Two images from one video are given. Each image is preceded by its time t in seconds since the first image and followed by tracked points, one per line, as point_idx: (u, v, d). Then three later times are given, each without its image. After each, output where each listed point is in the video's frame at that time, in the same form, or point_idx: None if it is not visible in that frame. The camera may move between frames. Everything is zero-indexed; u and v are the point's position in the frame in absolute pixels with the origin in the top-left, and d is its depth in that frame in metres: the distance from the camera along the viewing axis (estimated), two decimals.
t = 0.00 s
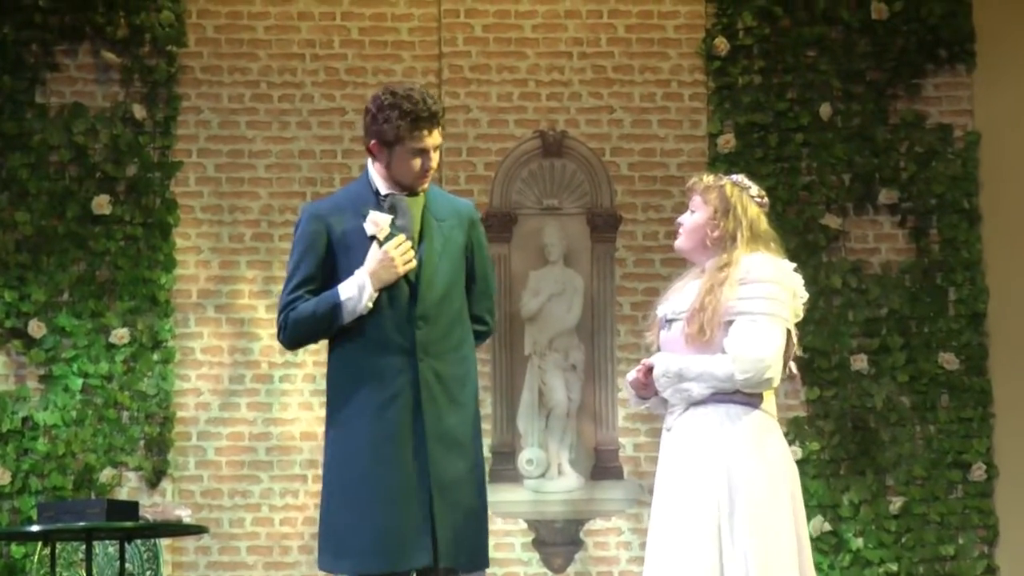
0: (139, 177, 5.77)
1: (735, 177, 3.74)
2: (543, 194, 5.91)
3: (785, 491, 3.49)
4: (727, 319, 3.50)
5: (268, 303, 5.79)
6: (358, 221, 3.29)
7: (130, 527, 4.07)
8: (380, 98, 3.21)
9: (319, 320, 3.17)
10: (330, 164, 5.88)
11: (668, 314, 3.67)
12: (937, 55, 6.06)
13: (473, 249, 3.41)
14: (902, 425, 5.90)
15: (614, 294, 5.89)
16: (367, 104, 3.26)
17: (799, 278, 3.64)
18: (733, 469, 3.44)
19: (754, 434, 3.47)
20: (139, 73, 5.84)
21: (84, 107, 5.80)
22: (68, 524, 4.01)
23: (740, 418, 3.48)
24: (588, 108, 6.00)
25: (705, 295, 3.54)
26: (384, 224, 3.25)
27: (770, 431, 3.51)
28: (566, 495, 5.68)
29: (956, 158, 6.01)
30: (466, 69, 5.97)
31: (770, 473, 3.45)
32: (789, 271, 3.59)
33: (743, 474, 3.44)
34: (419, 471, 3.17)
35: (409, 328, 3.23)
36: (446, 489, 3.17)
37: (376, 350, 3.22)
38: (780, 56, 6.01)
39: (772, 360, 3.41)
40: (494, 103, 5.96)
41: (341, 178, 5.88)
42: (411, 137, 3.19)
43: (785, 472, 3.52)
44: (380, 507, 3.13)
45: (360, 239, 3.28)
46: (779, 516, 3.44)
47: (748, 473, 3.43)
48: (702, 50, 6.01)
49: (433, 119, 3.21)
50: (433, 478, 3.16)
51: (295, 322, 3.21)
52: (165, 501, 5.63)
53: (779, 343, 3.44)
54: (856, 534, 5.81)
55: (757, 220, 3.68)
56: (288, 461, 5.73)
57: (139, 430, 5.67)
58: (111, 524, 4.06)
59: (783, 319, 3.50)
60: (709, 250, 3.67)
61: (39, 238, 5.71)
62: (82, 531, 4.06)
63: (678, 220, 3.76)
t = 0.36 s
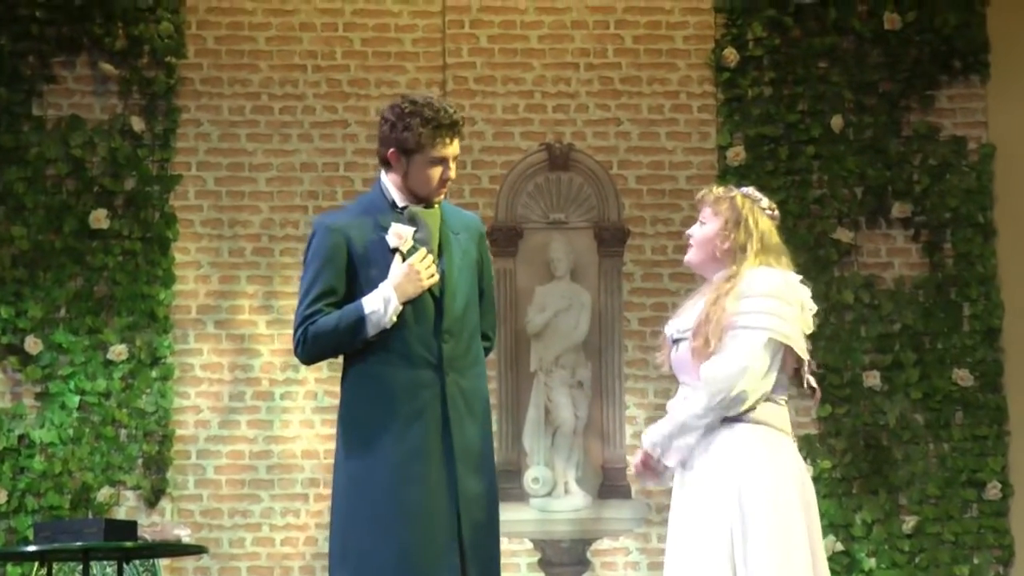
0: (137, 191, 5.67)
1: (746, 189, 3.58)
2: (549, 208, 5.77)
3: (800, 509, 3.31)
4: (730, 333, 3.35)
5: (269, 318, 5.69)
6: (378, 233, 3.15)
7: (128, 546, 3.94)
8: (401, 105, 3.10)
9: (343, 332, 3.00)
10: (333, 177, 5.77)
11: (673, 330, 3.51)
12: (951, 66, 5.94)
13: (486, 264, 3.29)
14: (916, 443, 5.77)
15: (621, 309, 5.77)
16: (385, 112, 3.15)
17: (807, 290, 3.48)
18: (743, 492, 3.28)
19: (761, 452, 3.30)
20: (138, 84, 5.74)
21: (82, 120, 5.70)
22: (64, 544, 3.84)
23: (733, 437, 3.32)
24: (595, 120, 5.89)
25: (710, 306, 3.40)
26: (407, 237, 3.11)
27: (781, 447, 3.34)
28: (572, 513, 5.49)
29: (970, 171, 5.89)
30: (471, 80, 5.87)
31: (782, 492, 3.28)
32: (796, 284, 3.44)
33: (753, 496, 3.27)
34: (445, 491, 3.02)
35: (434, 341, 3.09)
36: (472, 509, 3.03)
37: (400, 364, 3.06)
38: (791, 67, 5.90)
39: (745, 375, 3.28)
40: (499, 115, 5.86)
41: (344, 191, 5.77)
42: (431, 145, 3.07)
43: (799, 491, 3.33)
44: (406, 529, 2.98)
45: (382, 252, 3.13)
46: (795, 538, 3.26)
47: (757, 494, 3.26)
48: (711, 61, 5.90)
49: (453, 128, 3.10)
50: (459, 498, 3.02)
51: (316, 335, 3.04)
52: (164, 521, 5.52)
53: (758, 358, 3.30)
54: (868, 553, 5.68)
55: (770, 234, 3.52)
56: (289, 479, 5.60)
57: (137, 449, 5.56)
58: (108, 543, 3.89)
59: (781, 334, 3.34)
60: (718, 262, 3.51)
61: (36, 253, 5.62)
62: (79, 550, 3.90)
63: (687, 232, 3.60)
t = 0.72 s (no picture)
0: (130, 187, 5.56)
1: (750, 183, 3.46)
2: (550, 204, 5.66)
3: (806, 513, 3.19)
4: (720, 333, 3.24)
5: (265, 317, 5.58)
6: (385, 229, 3.12)
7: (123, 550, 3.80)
8: (410, 97, 3.09)
9: (350, 328, 2.97)
10: (329, 173, 5.66)
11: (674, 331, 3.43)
12: (961, 60, 5.82)
13: (497, 262, 3.25)
14: (925, 445, 5.65)
15: (624, 308, 5.65)
16: (395, 105, 3.14)
17: (804, 286, 3.35)
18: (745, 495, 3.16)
19: (764, 455, 3.18)
20: (130, 78, 5.63)
21: (73, 114, 5.59)
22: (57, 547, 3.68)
23: (733, 440, 3.20)
24: (598, 115, 5.77)
25: (702, 306, 3.30)
26: (413, 232, 3.09)
27: (785, 448, 3.22)
28: (574, 515, 5.41)
29: (980, 167, 5.77)
30: (470, 74, 5.75)
31: (786, 496, 3.16)
32: (791, 281, 3.30)
33: (755, 500, 3.15)
34: (450, 492, 3.00)
35: (441, 340, 3.06)
36: (479, 510, 3.01)
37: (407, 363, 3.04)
38: (797, 60, 5.77)
39: (737, 376, 3.16)
40: (499, 109, 5.74)
41: (341, 187, 5.66)
42: (439, 136, 3.05)
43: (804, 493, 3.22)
44: (412, 529, 2.96)
45: (389, 248, 3.11)
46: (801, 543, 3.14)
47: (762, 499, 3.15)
48: (716, 55, 5.79)
49: (462, 120, 3.08)
50: (465, 499, 3.00)
51: (323, 333, 3.00)
52: (158, 524, 5.41)
53: (742, 357, 3.17)
54: (876, 557, 5.56)
55: (770, 227, 3.39)
56: (285, 481, 5.49)
57: (130, 450, 5.45)
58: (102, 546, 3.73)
59: (771, 333, 3.20)
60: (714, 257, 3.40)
61: (27, 250, 5.51)
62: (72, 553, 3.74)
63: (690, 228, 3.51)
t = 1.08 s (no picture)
0: (121, 185, 5.44)
1: (761, 180, 3.32)
2: (551, 202, 5.55)
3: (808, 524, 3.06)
4: (734, 336, 3.11)
5: (259, 318, 5.46)
6: (387, 227, 2.91)
7: (118, 556, 3.69)
8: (412, 90, 2.86)
9: (348, 329, 2.76)
10: (325, 170, 5.54)
11: (682, 328, 3.28)
12: (971, 54, 5.70)
13: (505, 260, 3.03)
14: (934, 448, 5.52)
15: (626, 308, 5.53)
16: (395, 99, 2.91)
17: (823, 294, 3.22)
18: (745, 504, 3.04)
19: (766, 462, 3.06)
20: (122, 73, 5.52)
21: (63, 110, 5.48)
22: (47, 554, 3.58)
23: (737, 447, 3.08)
24: (599, 111, 5.65)
25: (716, 306, 3.16)
26: (414, 230, 2.88)
27: (789, 456, 3.09)
28: (574, 520, 5.27)
29: (991, 164, 5.64)
30: (469, 69, 5.63)
31: (788, 505, 3.03)
32: (810, 286, 3.18)
33: (756, 504, 3.02)
34: (451, 497, 2.77)
35: (442, 337, 2.84)
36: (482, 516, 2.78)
37: (406, 360, 2.82)
38: (803, 55, 5.66)
39: (753, 382, 3.03)
40: (498, 106, 5.62)
41: (337, 184, 5.54)
42: (442, 130, 2.82)
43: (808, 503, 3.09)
44: (411, 534, 2.73)
45: (389, 246, 2.89)
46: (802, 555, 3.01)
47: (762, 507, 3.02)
48: (719, 49, 5.67)
49: (467, 113, 2.85)
50: (467, 503, 2.77)
51: (320, 335, 2.80)
52: (149, 529, 5.29)
53: (757, 364, 3.04)
54: (884, 563, 5.43)
55: (783, 225, 3.25)
56: (279, 485, 5.37)
57: (121, 453, 5.33)
58: (92, 555, 3.64)
59: (788, 340, 3.08)
60: (726, 258, 3.25)
61: (16, 249, 5.40)
62: (62, 560, 3.65)
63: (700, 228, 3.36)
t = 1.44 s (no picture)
0: (114, 181, 5.36)
1: (765, 179, 3.23)
2: (551, 198, 5.47)
3: (811, 531, 2.97)
4: (748, 335, 3.02)
5: (254, 316, 5.38)
6: (386, 222, 2.82)
7: (111, 558, 3.50)
8: (412, 83, 2.78)
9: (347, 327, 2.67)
10: (321, 166, 5.46)
11: (693, 326, 3.18)
12: (978, 48, 5.60)
13: (504, 259, 2.93)
14: (940, 448, 5.42)
15: (628, 306, 5.44)
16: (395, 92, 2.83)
17: (837, 296, 3.14)
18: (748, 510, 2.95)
19: (770, 467, 2.96)
20: (115, 67, 5.44)
21: (55, 105, 5.40)
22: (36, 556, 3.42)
23: (742, 445, 2.99)
24: (600, 106, 5.56)
25: (730, 306, 3.06)
26: (415, 226, 2.78)
27: (794, 461, 3.00)
28: (575, 522, 5.18)
29: (998, 160, 5.53)
30: (468, 63, 5.54)
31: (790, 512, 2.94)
32: (825, 286, 3.10)
33: (760, 507, 2.94)
34: (451, 499, 2.68)
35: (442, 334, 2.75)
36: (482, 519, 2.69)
37: (405, 357, 2.73)
38: (808, 49, 5.56)
39: (760, 376, 2.96)
40: (498, 100, 5.53)
41: (333, 180, 5.45)
42: (442, 123, 2.73)
43: (811, 509, 2.99)
44: (409, 537, 2.65)
45: (388, 241, 2.80)
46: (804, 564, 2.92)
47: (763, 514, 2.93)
48: (722, 43, 5.57)
49: (469, 107, 2.77)
50: (467, 506, 2.68)
51: (319, 333, 2.71)
52: (142, 530, 5.21)
53: (766, 361, 2.96)
54: (889, 565, 5.34)
55: (790, 224, 3.16)
56: (275, 486, 5.29)
57: (114, 453, 5.25)
58: (85, 556, 3.46)
59: (801, 338, 3.00)
60: (735, 261, 3.16)
61: (7, 246, 5.32)
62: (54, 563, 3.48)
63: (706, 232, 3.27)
